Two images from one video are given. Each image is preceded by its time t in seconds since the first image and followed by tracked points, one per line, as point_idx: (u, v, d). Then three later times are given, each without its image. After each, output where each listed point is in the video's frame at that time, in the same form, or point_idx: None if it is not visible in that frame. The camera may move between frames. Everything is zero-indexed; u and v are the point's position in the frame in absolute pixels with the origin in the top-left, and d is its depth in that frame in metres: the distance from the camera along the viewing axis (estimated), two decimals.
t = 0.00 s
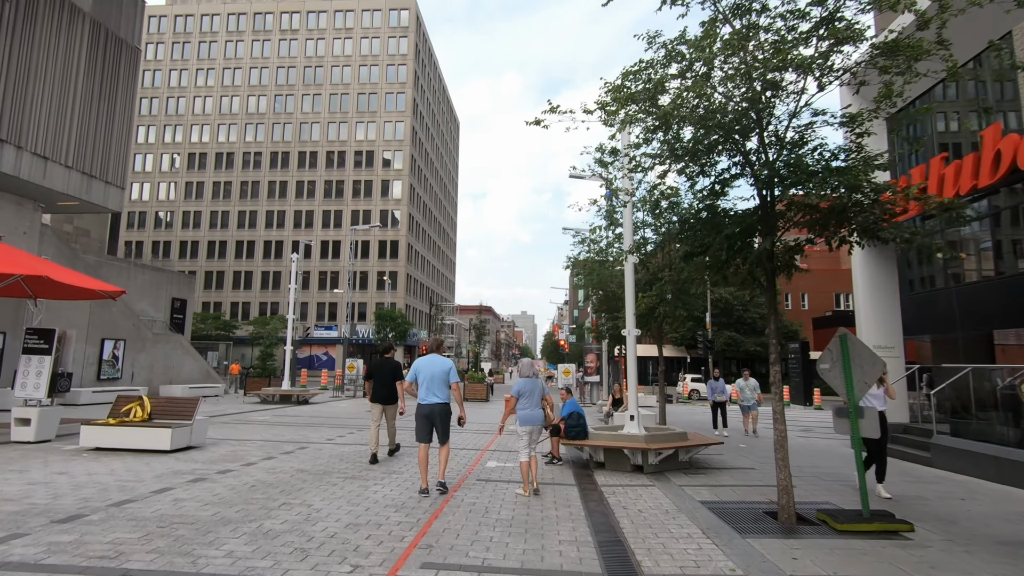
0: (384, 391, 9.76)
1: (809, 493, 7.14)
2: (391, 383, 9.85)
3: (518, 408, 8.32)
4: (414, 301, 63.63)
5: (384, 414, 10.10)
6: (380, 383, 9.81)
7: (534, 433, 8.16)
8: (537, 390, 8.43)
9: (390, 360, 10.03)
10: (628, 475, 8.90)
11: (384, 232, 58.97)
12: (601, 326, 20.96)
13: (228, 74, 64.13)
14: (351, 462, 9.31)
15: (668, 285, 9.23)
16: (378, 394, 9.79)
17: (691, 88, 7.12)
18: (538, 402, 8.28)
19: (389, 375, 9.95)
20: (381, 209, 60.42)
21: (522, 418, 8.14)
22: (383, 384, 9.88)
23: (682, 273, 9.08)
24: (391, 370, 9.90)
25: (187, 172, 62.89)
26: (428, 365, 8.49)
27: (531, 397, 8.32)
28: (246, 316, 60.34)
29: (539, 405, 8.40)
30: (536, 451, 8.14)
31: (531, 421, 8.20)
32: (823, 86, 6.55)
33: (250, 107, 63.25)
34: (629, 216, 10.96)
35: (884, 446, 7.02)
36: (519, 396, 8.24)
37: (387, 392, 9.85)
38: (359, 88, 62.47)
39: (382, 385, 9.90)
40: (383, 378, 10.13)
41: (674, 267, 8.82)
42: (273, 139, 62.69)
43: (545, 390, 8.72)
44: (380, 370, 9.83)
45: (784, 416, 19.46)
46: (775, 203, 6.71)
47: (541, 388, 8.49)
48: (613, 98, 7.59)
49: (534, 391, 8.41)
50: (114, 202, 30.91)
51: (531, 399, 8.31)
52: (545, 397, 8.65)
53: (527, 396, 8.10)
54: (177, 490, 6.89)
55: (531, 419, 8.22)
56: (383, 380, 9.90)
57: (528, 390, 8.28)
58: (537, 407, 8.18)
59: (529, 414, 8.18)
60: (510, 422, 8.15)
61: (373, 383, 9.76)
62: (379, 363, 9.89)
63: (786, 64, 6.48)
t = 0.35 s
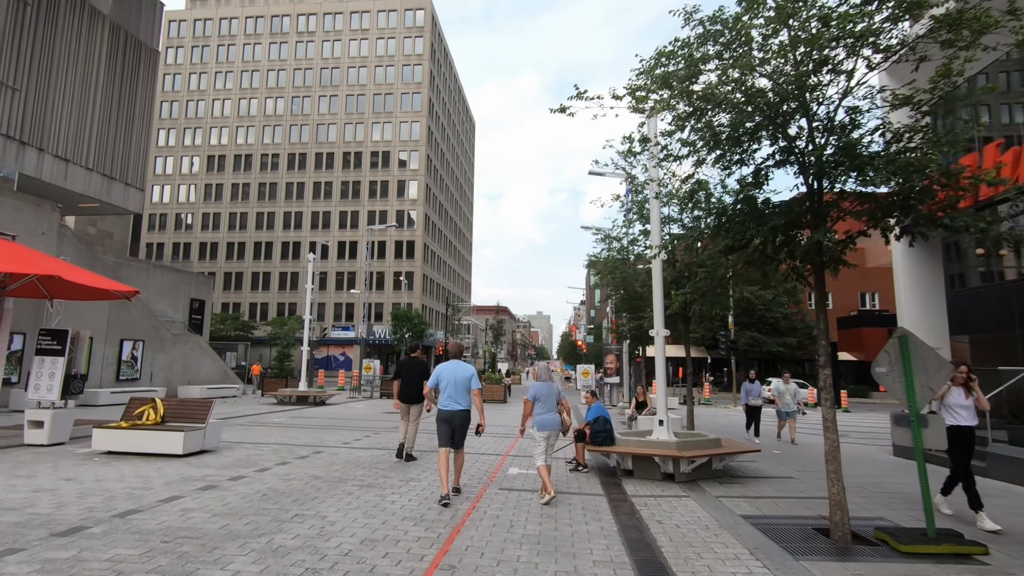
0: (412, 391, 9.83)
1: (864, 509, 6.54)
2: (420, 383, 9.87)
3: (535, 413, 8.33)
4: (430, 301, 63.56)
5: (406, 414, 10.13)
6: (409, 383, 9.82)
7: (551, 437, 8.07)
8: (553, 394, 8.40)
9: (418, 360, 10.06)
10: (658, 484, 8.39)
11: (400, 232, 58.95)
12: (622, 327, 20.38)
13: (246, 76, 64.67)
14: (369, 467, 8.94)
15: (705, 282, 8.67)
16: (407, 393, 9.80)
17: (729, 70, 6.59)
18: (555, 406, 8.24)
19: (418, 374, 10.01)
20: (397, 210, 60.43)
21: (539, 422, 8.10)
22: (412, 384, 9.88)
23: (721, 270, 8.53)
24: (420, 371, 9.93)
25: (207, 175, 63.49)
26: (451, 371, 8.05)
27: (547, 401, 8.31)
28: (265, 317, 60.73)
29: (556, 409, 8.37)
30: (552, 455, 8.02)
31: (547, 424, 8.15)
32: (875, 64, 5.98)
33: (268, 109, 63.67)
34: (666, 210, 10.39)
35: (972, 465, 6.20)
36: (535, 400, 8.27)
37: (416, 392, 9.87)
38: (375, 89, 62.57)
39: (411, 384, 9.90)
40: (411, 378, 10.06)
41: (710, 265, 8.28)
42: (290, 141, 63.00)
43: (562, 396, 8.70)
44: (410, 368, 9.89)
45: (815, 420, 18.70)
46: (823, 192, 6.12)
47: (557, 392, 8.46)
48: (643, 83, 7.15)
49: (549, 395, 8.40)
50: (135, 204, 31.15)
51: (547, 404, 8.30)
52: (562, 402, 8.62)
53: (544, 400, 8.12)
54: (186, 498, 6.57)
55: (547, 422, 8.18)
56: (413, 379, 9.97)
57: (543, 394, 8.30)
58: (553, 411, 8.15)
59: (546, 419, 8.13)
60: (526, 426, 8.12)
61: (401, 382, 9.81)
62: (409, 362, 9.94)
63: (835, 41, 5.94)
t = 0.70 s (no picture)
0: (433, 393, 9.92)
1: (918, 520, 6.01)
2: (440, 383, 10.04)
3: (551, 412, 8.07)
4: (444, 300, 63.35)
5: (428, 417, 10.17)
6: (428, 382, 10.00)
7: (567, 438, 7.86)
8: (569, 393, 8.12)
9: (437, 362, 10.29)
10: (687, 490, 7.89)
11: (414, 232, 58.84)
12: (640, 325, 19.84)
13: (261, 78, 64.96)
14: (382, 470, 8.55)
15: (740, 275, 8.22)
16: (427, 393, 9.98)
17: (767, 42, 6.13)
18: (572, 406, 7.99)
19: (438, 377, 10.11)
20: (411, 209, 60.32)
21: (557, 422, 7.84)
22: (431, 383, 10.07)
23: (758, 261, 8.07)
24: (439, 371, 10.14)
25: (222, 176, 63.88)
26: (471, 367, 7.91)
27: (564, 400, 8.04)
28: (280, 317, 60.93)
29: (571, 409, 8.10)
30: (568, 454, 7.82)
31: (564, 424, 7.95)
32: (932, 32, 5.45)
33: (282, 110, 63.90)
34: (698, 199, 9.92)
35: None
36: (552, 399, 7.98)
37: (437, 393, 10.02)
38: (389, 89, 62.54)
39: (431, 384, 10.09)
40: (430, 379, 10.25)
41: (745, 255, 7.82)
42: (304, 141, 63.17)
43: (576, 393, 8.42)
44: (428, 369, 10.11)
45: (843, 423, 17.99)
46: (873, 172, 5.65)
47: (573, 391, 8.17)
48: (674, 60, 6.75)
49: (565, 394, 8.11)
50: (150, 204, 31.24)
51: (564, 402, 8.01)
52: (577, 400, 8.33)
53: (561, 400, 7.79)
54: (191, 503, 6.23)
55: (565, 423, 7.95)
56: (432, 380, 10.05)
57: (559, 392, 8.00)
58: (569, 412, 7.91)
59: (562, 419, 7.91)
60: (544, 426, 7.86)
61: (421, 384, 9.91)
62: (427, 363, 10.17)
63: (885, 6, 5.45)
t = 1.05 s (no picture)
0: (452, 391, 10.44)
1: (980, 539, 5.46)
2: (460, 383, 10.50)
3: (555, 414, 8.03)
4: (456, 301, 63.14)
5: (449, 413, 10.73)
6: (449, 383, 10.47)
7: (572, 442, 7.89)
8: (575, 396, 8.09)
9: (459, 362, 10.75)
10: (718, 501, 7.38)
11: (425, 232, 58.66)
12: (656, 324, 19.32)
13: (273, 79, 65.06)
14: (395, 476, 8.19)
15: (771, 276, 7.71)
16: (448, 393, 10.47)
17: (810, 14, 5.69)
18: (577, 410, 7.98)
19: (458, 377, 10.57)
20: (422, 209, 60.16)
21: (559, 425, 7.88)
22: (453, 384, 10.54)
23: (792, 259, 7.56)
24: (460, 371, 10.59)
25: (235, 177, 64.13)
26: (487, 369, 7.59)
27: (569, 403, 8.03)
28: (293, 317, 61.06)
29: (577, 412, 8.10)
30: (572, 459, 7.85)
31: (568, 427, 7.96)
32: None
33: (294, 111, 63.99)
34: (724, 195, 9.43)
35: None
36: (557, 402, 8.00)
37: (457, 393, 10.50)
38: (400, 89, 62.43)
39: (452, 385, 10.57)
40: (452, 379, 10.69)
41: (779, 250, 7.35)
42: (316, 142, 63.22)
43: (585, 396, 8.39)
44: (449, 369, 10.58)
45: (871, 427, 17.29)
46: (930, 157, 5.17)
47: (580, 393, 8.15)
48: (707, 37, 6.28)
49: (572, 396, 8.08)
50: (163, 205, 31.24)
51: (569, 406, 8.00)
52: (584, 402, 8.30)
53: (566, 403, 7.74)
54: (192, 514, 5.86)
55: (569, 426, 7.97)
56: (452, 379, 10.53)
57: (565, 395, 7.95)
58: (575, 414, 7.91)
59: (567, 421, 7.93)
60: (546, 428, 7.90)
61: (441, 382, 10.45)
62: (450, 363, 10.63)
63: None
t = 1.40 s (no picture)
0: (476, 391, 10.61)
1: None
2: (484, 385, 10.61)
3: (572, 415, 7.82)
4: (470, 300, 62.90)
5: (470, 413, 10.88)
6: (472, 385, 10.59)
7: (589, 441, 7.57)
8: (591, 394, 7.87)
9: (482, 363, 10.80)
10: (756, 509, 6.87)
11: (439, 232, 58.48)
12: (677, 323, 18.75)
13: (287, 80, 65.31)
14: (411, 480, 7.81)
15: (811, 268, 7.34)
16: (471, 394, 10.57)
17: None
18: (594, 408, 7.72)
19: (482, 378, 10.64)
20: (436, 209, 60.00)
21: (575, 423, 7.67)
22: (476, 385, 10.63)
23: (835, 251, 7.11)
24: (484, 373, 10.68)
25: (250, 178, 64.46)
26: (503, 366, 7.27)
27: (585, 401, 7.82)
28: (307, 318, 61.20)
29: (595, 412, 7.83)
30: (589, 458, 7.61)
31: (586, 426, 7.69)
32: None
33: (308, 112, 64.19)
34: (755, 184, 9.06)
35: None
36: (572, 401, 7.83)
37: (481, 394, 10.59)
38: (413, 89, 62.33)
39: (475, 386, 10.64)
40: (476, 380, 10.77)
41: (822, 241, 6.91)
42: (330, 143, 63.34)
43: (602, 395, 8.16)
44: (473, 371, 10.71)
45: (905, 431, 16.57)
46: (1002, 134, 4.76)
47: (595, 392, 7.93)
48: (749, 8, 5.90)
49: (587, 395, 7.87)
50: (179, 205, 31.30)
51: (585, 404, 7.77)
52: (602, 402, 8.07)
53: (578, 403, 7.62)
54: (197, 521, 5.51)
55: (586, 425, 7.70)
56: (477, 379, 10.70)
57: (579, 395, 7.80)
58: (591, 413, 7.65)
59: (582, 421, 7.66)
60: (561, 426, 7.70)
61: (466, 381, 10.64)
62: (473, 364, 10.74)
63: None
